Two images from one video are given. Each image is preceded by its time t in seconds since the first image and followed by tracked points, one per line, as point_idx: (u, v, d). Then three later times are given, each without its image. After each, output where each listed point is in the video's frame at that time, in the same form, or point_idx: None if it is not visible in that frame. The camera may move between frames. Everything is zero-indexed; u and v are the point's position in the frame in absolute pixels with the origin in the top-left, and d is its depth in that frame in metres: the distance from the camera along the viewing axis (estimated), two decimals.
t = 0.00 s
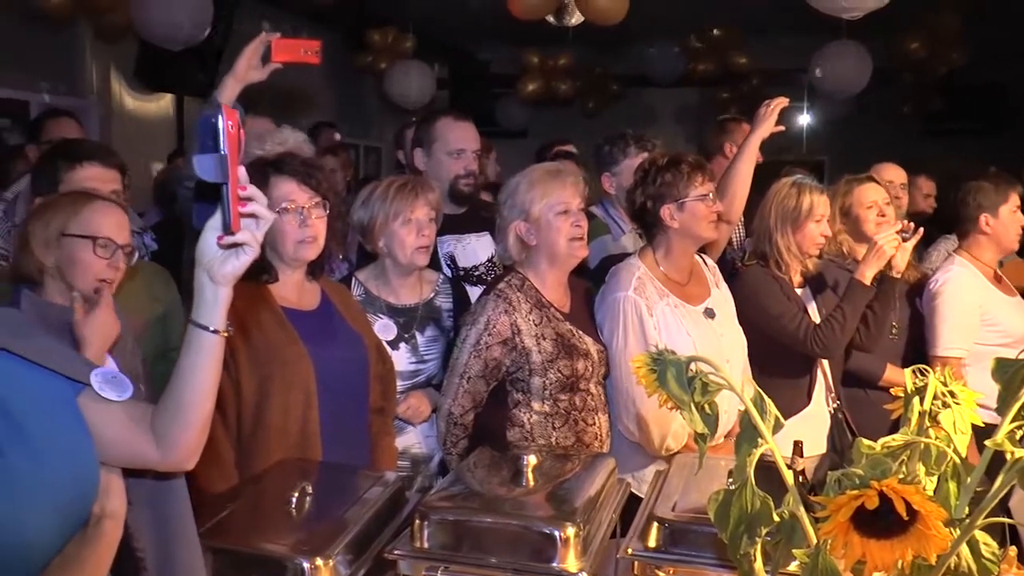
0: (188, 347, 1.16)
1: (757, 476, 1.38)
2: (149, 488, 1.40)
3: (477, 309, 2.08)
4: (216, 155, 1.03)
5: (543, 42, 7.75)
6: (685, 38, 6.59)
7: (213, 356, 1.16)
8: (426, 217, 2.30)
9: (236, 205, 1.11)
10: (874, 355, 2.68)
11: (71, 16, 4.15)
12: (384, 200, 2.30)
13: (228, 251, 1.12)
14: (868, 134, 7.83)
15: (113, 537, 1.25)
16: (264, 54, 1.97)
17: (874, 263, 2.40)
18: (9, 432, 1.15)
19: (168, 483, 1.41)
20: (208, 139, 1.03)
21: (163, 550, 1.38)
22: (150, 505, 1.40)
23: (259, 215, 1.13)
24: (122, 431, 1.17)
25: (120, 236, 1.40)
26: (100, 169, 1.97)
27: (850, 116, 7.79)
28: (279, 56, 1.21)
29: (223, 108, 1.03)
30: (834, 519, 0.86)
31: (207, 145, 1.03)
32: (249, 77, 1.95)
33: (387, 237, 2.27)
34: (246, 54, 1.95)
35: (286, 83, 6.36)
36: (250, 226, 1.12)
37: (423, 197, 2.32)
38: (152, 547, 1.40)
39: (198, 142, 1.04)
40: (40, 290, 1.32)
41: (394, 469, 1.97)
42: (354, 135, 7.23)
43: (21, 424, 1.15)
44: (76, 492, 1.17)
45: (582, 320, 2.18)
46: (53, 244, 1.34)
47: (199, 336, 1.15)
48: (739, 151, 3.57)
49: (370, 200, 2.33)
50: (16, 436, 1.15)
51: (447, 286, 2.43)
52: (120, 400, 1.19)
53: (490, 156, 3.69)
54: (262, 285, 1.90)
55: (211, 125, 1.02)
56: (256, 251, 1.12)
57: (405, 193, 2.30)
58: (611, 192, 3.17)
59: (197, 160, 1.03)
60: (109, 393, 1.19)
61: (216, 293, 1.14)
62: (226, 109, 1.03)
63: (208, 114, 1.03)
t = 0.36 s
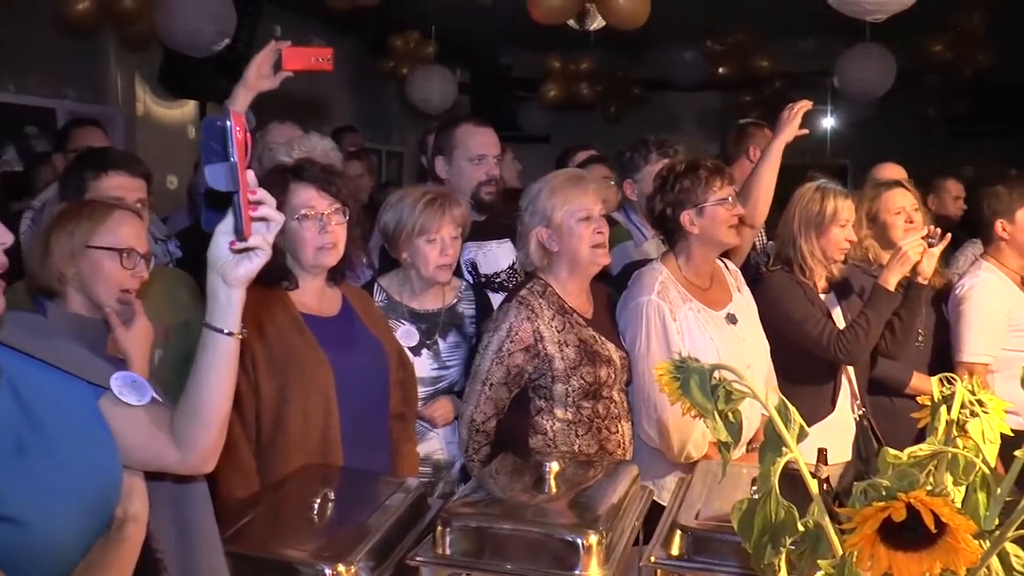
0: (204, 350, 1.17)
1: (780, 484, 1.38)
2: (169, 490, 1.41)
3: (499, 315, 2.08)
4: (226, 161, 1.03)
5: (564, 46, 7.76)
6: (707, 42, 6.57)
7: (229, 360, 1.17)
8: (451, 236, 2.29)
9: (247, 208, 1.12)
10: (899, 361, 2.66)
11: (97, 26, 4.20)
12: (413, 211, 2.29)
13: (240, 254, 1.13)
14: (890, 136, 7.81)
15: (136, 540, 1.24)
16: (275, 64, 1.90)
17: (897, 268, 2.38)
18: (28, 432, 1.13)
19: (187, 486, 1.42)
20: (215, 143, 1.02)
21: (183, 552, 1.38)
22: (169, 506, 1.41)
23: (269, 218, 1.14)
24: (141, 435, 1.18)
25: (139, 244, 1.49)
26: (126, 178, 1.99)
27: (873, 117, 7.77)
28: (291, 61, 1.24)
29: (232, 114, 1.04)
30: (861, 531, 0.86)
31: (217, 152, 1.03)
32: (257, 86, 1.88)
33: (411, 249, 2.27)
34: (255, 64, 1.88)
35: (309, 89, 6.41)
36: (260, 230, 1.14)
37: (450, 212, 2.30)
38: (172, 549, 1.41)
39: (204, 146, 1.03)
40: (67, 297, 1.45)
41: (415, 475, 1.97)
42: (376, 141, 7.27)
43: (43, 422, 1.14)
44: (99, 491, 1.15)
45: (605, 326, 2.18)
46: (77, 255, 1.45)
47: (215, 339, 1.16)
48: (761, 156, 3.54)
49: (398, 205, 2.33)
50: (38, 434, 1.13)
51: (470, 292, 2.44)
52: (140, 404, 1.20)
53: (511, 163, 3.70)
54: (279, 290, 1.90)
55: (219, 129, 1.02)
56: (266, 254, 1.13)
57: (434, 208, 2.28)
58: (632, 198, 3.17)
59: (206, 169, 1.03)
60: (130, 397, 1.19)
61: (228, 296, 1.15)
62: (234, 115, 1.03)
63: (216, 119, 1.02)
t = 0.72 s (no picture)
0: (229, 356, 1.15)
1: (804, 492, 1.37)
2: (193, 494, 1.43)
3: (521, 319, 2.09)
4: (262, 171, 1.03)
5: (586, 50, 7.75)
6: (731, 45, 6.55)
7: (255, 364, 1.15)
8: (475, 243, 2.29)
9: (278, 218, 1.10)
10: (924, 367, 2.63)
11: (123, 32, 4.25)
12: (439, 219, 2.29)
13: (267, 262, 1.11)
14: (916, 139, 7.75)
15: (163, 541, 1.23)
16: (286, 70, 1.98)
17: (921, 274, 2.36)
18: (60, 433, 1.14)
19: (209, 491, 1.44)
20: (248, 154, 1.02)
21: (202, 553, 1.38)
22: (191, 508, 1.42)
23: (297, 229, 1.12)
24: (165, 439, 1.19)
25: (160, 246, 1.50)
26: (148, 184, 2.02)
27: (899, 120, 7.70)
28: (303, 72, 1.31)
29: (266, 126, 1.04)
30: (884, 543, 0.86)
31: (250, 162, 1.03)
32: (272, 93, 1.99)
33: (435, 256, 2.28)
34: (267, 72, 1.95)
35: (333, 93, 6.44)
36: (288, 239, 1.12)
37: (475, 219, 2.30)
38: (191, 553, 1.42)
39: (236, 157, 1.03)
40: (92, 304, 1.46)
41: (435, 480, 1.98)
42: (399, 144, 7.29)
43: (74, 425, 1.14)
44: (128, 493, 1.17)
45: (627, 330, 2.18)
46: (98, 263, 1.45)
47: (240, 346, 1.14)
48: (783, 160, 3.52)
49: (420, 210, 2.33)
50: (69, 437, 1.14)
51: (494, 297, 2.44)
52: (166, 409, 1.20)
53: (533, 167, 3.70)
54: (302, 295, 1.92)
55: (254, 141, 1.02)
56: (294, 263, 1.11)
57: (458, 215, 2.28)
58: (654, 202, 3.16)
59: (243, 176, 1.02)
60: (156, 402, 1.20)
61: (255, 303, 1.13)
62: (268, 126, 1.03)
63: (249, 130, 1.03)
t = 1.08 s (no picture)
0: (256, 363, 1.14)
1: (828, 498, 1.36)
2: (222, 499, 1.43)
3: (543, 323, 2.09)
4: (285, 176, 1.03)
5: (609, 52, 7.74)
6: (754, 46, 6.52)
7: (281, 370, 1.15)
8: (497, 241, 2.29)
9: (303, 222, 1.12)
10: (951, 372, 2.60)
11: (149, 39, 4.29)
12: (459, 220, 2.28)
13: (292, 267, 1.11)
14: (941, 141, 7.68)
15: (195, 544, 1.25)
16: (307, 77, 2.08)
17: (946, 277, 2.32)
18: (90, 439, 1.11)
19: (237, 495, 1.44)
20: (272, 158, 1.03)
21: (234, 557, 1.39)
22: (222, 512, 1.43)
23: (321, 232, 1.14)
24: (196, 445, 1.20)
25: (178, 239, 1.51)
26: (172, 191, 2.03)
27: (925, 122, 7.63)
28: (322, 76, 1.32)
29: (289, 130, 1.04)
30: (910, 553, 0.84)
31: (273, 167, 1.03)
32: (293, 99, 2.10)
33: (456, 256, 2.27)
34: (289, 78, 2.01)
35: (355, 98, 6.48)
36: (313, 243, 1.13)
37: (495, 218, 2.30)
38: (224, 555, 1.42)
39: (260, 160, 1.04)
40: (126, 309, 1.46)
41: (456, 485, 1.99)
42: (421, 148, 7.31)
43: (105, 431, 1.13)
44: (158, 497, 1.15)
45: (649, 334, 2.17)
46: (123, 269, 1.46)
47: (267, 350, 1.13)
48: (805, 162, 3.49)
49: (440, 215, 2.33)
50: (101, 441, 1.12)
51: (515, 300, 2.43)
52: (194, 415, 1.21)
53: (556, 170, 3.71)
54: (323, 300, 1.91)
55: (276, 144, 1.02)
56: (318, 267, 1.11)
57: (479, 214, 2.28)
58: (676, 204, 3.15)
59: (265, 181, 1.02)
60: (185, 407, 1.20)
61: (280, 307, 1.13)
62: (291, 130, 1.04)
63: (272, 133, 1.03)
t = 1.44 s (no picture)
0: (283, 369, 1.15)
1: (855, 499, 1.34)
2: (247, 505, 1.43)
3: (567, 323, 2.08)
4: (314, 184, 1.03)
5: (631, 49, 7.71)
6: (778, 42, 6.48)
7: (308, 376, 1.15)
8: (513, 229, 2.30)
9: (333, 231, 1.10)
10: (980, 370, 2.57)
11: (173, 44, 4.34)
12: (472, 214, 2.30)
13: (321, 275, 1.12)
14: (969, 135, 7.59)
15: (223, 548, 1.24)
16: (330, 84, 2.07)
17: (973, 275, 2.29)
18: (119, 446, 1.12)
19: (262, 501, 1.43)
20: (303, 165, 1.03)
21: (259, 562, 1.39)
22: (247, 518, 1.43)
23: (351, 241, 1.12)
24: (223, 450, 1.20)
25: (201, 247, 1.58)
26: (188, 193, 2.03)
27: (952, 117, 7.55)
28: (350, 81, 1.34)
29: (320, 138, 1.04)
30: (937, 557, 0.84)
31: (304, 175, 1.03)
32: (319, 105, 2.11)
33: (476, 251, 2.27)
34: (314, 85, 2.07)
35: (378, 99, 6.51)
36: (343, 252, 1.12)
37: (510, 209, 2.31)
38: (247, 558, 1.42)
39: (291, 168, 1.04)
40: (149, 315, 1.49)
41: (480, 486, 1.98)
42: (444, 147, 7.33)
43: (133, 437, 1.14)
44: (185, 502, 1.16)
45: (673, 334, 2.16)
46: (146, 278, 1.51)
47: (294, 357, 1.14)
48: (829, 159, 3.45)
49: (460, 216, 2.33)
50: (129, 448, 1.13)
51: (539, 300, 2.43)
52: (221, 420, 1.21)
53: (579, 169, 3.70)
54: (347, 302, 1.93)
55: (308, 152, 1.03)
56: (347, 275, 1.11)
57: (491, 207, 2.29)
58: (700, 202, 3.12)
59: (296, 191, 1.02)
60: (212, 413, 1.21)
61: (308, 315, 1.13)
62: (322, 138, 1.04)
63: (303, 142, 1.04)
